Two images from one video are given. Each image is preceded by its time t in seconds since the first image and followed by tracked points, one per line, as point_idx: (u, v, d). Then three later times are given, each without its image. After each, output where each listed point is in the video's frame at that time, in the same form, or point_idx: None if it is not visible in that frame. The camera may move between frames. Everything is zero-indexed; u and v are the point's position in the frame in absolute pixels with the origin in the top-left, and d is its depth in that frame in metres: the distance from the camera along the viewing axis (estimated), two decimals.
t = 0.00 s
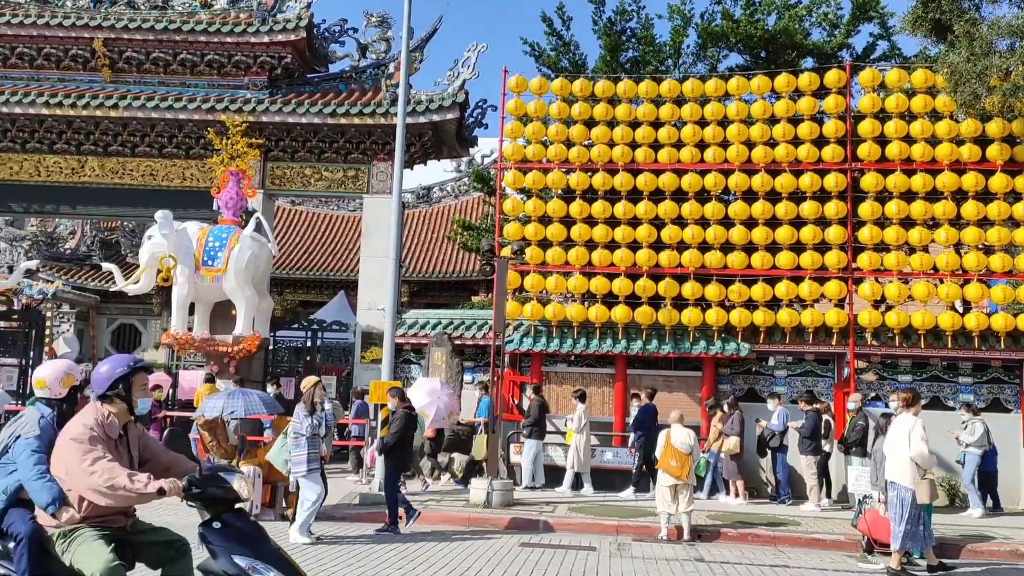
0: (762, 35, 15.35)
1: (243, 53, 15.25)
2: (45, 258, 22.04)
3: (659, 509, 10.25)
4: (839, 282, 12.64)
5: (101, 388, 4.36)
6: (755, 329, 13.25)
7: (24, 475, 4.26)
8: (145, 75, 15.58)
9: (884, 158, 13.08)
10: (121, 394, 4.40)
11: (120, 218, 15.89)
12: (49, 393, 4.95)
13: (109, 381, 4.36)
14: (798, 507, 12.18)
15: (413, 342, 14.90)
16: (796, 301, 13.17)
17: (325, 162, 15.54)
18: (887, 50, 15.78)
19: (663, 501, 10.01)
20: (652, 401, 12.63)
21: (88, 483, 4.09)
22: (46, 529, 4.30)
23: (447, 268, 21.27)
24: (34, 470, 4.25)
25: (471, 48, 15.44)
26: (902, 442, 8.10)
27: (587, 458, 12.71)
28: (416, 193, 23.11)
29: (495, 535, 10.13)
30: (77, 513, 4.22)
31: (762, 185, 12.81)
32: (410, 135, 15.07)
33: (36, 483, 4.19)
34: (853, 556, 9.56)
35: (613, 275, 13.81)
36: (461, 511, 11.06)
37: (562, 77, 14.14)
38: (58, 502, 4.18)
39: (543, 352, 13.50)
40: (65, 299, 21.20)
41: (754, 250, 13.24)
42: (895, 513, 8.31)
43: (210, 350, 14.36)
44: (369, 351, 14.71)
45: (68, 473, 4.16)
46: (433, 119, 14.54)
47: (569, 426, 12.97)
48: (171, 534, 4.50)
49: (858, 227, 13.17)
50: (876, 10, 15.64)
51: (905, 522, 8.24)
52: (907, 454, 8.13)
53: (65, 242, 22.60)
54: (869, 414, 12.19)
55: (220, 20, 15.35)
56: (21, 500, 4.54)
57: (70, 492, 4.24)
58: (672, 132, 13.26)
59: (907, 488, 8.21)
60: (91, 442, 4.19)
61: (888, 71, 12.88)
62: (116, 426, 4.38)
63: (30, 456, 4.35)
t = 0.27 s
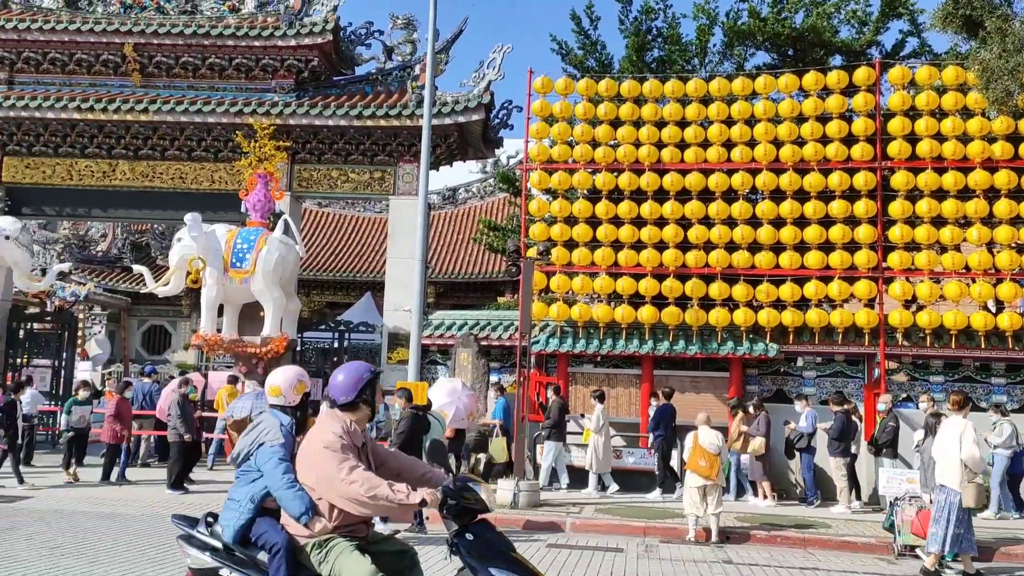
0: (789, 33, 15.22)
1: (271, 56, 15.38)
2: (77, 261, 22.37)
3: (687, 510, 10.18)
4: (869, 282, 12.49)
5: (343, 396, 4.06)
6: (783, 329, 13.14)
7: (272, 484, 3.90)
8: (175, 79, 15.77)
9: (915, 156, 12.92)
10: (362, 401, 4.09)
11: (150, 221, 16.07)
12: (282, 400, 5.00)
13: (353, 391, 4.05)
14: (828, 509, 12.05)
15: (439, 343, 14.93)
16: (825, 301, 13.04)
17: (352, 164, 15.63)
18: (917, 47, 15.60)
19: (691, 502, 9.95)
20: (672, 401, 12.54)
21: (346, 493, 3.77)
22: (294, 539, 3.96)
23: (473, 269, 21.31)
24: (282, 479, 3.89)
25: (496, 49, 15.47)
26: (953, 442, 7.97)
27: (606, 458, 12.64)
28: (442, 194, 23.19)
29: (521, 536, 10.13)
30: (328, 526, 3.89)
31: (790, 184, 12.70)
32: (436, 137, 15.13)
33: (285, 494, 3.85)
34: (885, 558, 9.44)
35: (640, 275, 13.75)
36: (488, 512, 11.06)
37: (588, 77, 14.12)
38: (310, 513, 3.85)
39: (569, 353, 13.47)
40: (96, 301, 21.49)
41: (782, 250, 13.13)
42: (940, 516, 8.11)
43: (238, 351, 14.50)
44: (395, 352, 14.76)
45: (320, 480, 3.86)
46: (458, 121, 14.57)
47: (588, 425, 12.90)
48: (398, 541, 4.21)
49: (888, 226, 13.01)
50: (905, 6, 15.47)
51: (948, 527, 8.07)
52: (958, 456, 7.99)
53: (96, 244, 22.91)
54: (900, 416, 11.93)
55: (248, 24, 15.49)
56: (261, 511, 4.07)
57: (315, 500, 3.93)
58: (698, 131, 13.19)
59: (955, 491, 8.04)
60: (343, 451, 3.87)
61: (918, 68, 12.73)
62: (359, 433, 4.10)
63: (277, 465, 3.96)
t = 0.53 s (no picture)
0: (819, 31, 15.07)
1: (300, 60, 15.49)
2: (110, 263, 22.68)
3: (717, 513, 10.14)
4: (901, 282, 12.33)
5: (601, 409, 4.14)
6: (814, 330, 13.01)
7: (536, 501, 3.94)
8: (205, 83, 15.92)
9: (948, 154, 12.74)
10: (620, 413, 4.16)
11: (181, 223, 16.25)
12: (537, 413, 4.52)
13: (612, 404, 4.13)
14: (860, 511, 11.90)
15: (467, 344, 14.96)
16: (856, 301, 12.90)
17: (379, 166, 15.70)
18: (950, 43, 15.38)
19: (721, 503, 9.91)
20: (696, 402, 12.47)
21: (619, 514, 3.85)
22: (561, 557, 4.08)
23: (500, 270, 21.33)
24: (547, 495, 3.93)
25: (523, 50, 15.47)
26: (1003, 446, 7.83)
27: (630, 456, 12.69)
28: (468, 195, 23.24)
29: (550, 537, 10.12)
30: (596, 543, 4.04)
31: (821, 183, 12.57)
32: (463, 138, 15.16)
33: (553, 511, 3.89)
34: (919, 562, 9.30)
35: (668, 276, 13.68)
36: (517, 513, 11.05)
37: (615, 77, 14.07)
38: (579, 530, 3.94)
39: (597, 353, 13.43)
40: (129, 303, 21.78)
41: (812, 250, 13.00)
42: (994, 519, 7.98)
43: (268, 352, 14.62)
44: (423, 352, 14.81)
45: (587, 496, 3.94)
46: (485, 122, 14.59)
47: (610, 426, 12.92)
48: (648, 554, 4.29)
49: (920, 225, 12.84)
50: (938, 2, 15.26)
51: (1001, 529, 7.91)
52: (1010, 458, 7.86)
53: (128, 247, 23.22)
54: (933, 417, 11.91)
55: (277, 28, 15.63)
56: (519, 527, 4.15)
57: (579, 517, 4.02)
58: (727, 131, 13.10)
59: (1009, 493, 7.90)
60: (607, 467, 3.94)
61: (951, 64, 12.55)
62: (614, 447, 4.17)
63: (537, 480, 3.99)
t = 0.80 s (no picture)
0: (852, 27, 14.90)
1: (329, 62, 15.61)
2: (144, 265, 23.00)
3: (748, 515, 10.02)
4: (937, 280, 12.15)
5: (889, 419, 3.71)
6: (847, 330, 12.87)
7: (826, 519, 3.53)
8: (236, 87, 16.08)
9: (985, 151, 12.53)
10: (907, 422, 3.73)
11: (213, 226, 16.43)
12: (813, 423, 3.92)
13: (900, 413, 3.70)
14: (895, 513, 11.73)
15: (496, 345, 14.99)
16: (890, 300, 12.73)
17: (408, 167, 15.77)
18: (986, 38, 15.13)
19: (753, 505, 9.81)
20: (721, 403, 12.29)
21: (926, 534, 3.41)
22: None
23: (528, 270, 21.33)
24: (838, 513, 3.52)
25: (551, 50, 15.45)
26: None
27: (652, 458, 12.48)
28: (497, 196, 23.29)
29: (580, 538, 10.10)
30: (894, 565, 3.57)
31: (853, 181, 12.42)
32: (491, 139, 15.17)
33: (847, 531, 3.50)
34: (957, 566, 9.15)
35: (698, 276, 13.60)
36: (547, 513, 11.05)
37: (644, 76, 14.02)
38: (874, 552, 3.53)
39: (627, 354, 13.38)
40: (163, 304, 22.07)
41: (845, 249, 12.86)
42: None
43: (299, 353, 14.75)
44: (452, 353, 14.86)
45: (882, 512, 3.51)
46: (513, 122, 14.59)
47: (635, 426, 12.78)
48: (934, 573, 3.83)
49: (956, 223, 12.65)
50: None
51: None
52: None
53: (162, 249, 23.53)
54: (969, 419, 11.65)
55: (307, 31, 15.76)
56: (803, 544, 3.70)
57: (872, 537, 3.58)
58: (758, 129, 12.99)
59: None
60: (903, 482, 3.52)
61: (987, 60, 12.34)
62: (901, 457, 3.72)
63: (826, 494, 3.56)
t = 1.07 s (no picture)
0: (885, 24, 14.71)
1: (358, 66, 15.70)
2: (178, 268, 23.29)
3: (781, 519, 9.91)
4: (974, 281, 11.94)
5: None
6: (882, 331, 12.70)
7: None
8: (267, 92, 16.25)
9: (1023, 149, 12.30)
10: None
11: (245, 229, 16.59)
12: None
13: None
14: (932, 517, 11.54)
15: (525, 347, 14.99)
16: (926, 301, 12.54)
17: (437, 170, 15.82)
18: None
19: (785, 509, 9.70)
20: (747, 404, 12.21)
21: None
22: None
23: (558, 272, 21.31)
24: None
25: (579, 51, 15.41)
26: None
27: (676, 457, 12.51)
28: (526, 198, 23.30)
29: (610, 541, 10.06)
30: None
31: (888, 180, 12.25)
32: (520, 141, 15.17)
33: None
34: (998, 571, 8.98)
35: (729, 277, 13.49)
36: (578, 516, 11.02)
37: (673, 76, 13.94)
38: None
39: (657, 356, 13.30)
40: (197, 307, 22.32)
41: (879, 249, 12.68)
42: None
43: (329, 355, 14.86)
44: (481, 355, 14.87)
45: None
46: (542, 124, 14.57)
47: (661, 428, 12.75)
48: None
49: (994, 222, 12.43)
50: None
51: None
52: None
53: (196, 252, 23.80)
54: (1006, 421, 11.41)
55: (336, 36, 15.86)
56: None
57: None
58: (789, 128, 12.86)
59: None
60: None
61: None
62: None
63: None
